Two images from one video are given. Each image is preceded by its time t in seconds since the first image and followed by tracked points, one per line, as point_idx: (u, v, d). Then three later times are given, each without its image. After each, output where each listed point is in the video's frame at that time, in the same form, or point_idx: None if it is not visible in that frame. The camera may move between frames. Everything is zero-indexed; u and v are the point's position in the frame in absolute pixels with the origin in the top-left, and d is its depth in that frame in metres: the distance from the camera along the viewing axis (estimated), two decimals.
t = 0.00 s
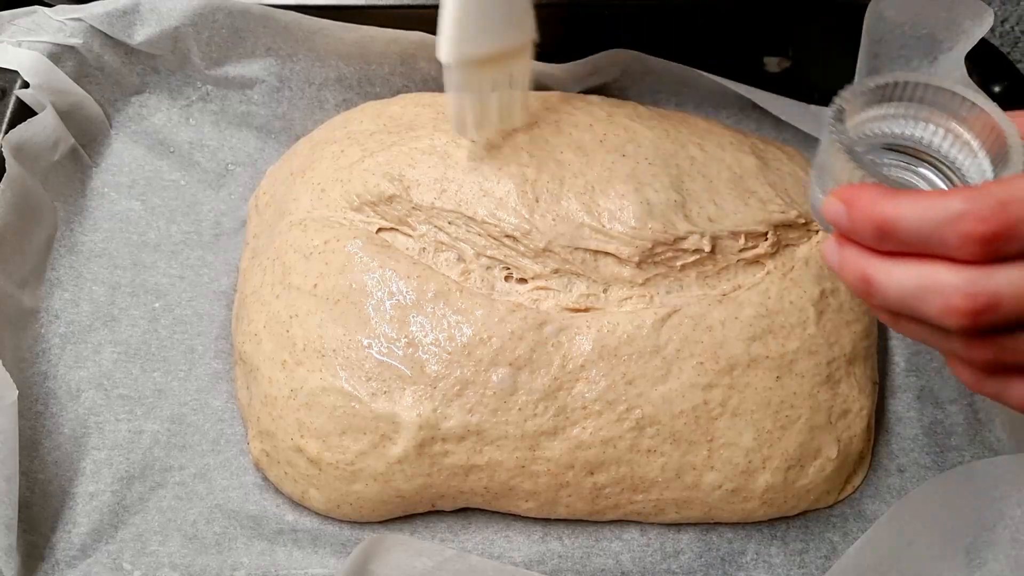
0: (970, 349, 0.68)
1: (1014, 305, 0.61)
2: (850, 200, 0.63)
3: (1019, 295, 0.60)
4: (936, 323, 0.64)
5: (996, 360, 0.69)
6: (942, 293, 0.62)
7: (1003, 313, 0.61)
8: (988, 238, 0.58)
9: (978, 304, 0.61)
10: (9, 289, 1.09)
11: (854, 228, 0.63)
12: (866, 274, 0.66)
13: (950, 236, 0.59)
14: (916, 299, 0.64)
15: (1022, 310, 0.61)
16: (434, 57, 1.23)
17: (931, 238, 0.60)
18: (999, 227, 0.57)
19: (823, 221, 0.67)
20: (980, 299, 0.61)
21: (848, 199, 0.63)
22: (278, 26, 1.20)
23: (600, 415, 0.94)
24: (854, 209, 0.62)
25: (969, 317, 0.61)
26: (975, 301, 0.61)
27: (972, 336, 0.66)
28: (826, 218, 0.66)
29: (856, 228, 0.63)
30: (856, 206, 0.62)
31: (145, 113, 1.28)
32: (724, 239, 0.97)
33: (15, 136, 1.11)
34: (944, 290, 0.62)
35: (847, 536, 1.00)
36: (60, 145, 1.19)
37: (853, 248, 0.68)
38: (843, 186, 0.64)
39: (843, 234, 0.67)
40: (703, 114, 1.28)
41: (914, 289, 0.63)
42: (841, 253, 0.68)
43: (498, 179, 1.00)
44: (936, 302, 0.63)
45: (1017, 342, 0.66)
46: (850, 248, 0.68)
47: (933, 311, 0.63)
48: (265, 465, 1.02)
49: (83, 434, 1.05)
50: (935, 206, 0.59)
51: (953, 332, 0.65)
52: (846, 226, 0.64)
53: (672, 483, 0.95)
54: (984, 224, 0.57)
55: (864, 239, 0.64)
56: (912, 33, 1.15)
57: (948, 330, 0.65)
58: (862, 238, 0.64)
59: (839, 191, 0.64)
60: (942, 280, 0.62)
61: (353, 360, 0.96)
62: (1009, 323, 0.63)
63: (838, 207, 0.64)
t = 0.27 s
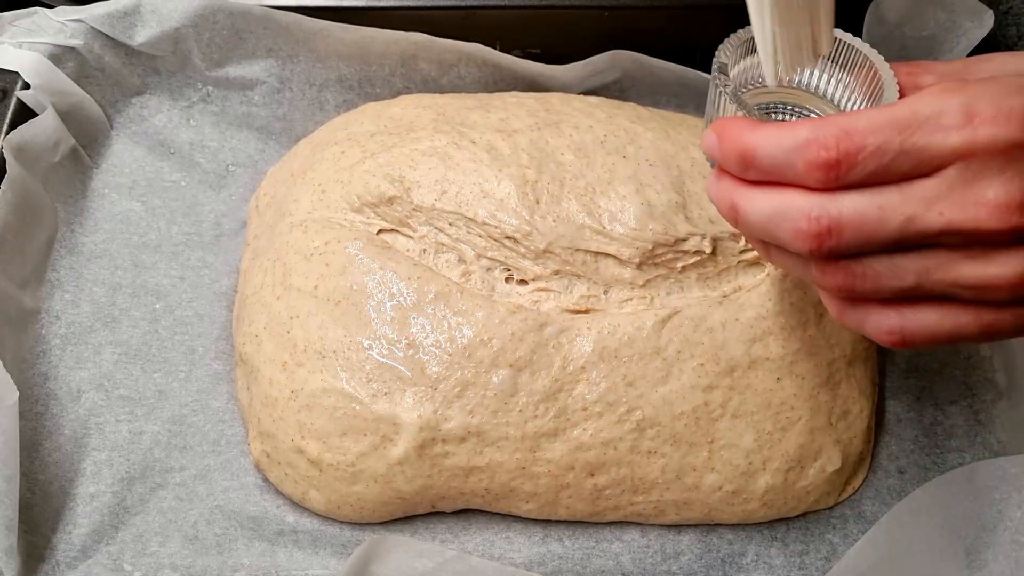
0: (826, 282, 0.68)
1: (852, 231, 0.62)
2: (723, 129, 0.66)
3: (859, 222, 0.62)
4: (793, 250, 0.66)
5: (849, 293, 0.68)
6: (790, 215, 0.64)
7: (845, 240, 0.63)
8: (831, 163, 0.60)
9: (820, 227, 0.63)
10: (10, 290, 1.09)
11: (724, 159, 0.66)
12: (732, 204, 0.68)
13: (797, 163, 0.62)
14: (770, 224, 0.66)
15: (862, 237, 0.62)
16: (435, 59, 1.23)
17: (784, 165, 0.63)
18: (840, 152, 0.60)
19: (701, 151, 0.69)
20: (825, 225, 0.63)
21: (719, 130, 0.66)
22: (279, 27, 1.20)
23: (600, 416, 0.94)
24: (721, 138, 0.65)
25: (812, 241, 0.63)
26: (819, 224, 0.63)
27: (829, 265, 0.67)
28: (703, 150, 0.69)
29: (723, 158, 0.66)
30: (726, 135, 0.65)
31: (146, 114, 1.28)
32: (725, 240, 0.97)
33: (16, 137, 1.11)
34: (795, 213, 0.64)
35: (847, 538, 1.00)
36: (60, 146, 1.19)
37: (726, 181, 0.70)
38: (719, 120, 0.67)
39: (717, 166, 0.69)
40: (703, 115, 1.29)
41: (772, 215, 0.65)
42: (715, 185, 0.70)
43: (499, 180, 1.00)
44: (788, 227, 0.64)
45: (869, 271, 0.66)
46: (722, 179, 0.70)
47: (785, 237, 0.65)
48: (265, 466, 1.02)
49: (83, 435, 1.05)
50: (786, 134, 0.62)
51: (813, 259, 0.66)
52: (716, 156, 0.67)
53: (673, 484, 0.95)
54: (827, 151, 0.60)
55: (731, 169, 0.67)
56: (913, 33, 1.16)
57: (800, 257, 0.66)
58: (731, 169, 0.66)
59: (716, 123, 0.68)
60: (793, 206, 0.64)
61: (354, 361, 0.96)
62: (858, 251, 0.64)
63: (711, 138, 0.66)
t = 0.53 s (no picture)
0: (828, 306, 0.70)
1: (852, 254, 0.64)
2: (720, 156, 0.67)
3: (859, 247, 0.64)
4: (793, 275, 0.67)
5: (850, 313, 0.70)
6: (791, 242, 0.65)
7: (845, 264, 0.65)
8: (829, 188, 0.62)
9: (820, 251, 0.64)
10: (12, 290, 1.09)
11: (723, 186, 0.67)
12: (734, 229, 0.69)
13: (797, 189, 0.63)
14: (773, 249, 0.67)
15: (862, 261, 0.64)
16: (436, 60, 1.23)
17: (784, 192, 0.64)
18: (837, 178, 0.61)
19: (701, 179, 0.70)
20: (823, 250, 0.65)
21: (718, 157, 0.67)
22: (281, 28, 1.20)
23: (601, 418, 0.94)
24: (720, 164, 0.66)
25: (813, 263, 0.65)
26: (819, 248, 0.64)
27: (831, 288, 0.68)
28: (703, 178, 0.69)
29: (721, 184, 0.67)
30: (724, 162, 0.66)
31: (147, 116, 1.28)
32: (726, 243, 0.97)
33: (18, 138, 1.11)
34: (794, 240, 0.65)
35: (848, 539, 1.00)
36: (61, 147, 1.19)
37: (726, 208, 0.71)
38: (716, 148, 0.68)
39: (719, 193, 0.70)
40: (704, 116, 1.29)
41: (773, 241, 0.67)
42: (716, 211, 0.72)
43: (500, 182, 1.00)
44: (789, 254, 0.66)
45: (868, 292, 0.68)
46: (723, 205, 0.71)
47: (786, 263, 0.67)
48: (266, 468, 1.02)
49: (84, 436, 1.05)
50: (784, 163, 0.63)
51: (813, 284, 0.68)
52: (716, 183, 0.68)
53: (673, 486, 0.95)
54: (825, 177, 0.62)
55: (731, 195, 0.68)
56: (912, 36, 1.16)
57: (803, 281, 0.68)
58: (733, 197, 0.67)
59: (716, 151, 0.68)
60: (795, 231, 0.65)
61: (355, 363, 0.96)
62: (859, 274, 0.66)
63: (711, 165, 0.67)
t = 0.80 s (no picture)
0: (957, 370, 0.75)
1: (981, 326, 0.68)
2: (836, 231, 0.71)
3: (987, 320, 0.68)
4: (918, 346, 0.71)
5: (973, 376, 0.75)
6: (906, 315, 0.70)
7: (974, 336, 0.69)
8: (956, 265, 0.66)
9: (950, 328, 0.68)
10: (10, 290, 1.09)
11: (839, 258, 0.71)
12: (852, 300, 0.73)
13: (921, 264, 0.67)
14: (897, 322, 0.71)
15: (989, 331, 0.69)
16: (435, 61, 1.23)
17: (907, 268, 0.68)
18: (964, 254, 0.65)
19: (814, 251, 0.74)
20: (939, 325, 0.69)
21: (834, 231, 0.71)
22: (279, 29, 1.20)
23: (599, 419, 0.94)
24: (839, 239, 0.70)
25: (943, 340, 0.69)
26: (949, 323, 0.68)
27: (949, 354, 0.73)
28: (816, 250, 0.73)
29: (840, 258, 0.71)
30: (840, 237, 0.70)
31: (146, 116, 1.28)
32: (724, 243, 0.98)
33: (16, 138, 1.11)
34: (909, 314, 0.70)
35: (846, 540, 1.00)
36: (59, 148, 1.19)
37: (841, 279, 0.75)
38: (827, 220, 0.72)
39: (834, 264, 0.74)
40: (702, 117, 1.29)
41: (890, 314, 0.71)
42: (830, 281, 0.76)
43: (498, 183, 1.00)
44: (910, 326, 0.70)
45: (998, 358, 0.74)
46: (838, 276, 0.75)
47: (912, 335, 0.70)
48: (264, 468, 1.02)
49: (82, 437, 1.05)
50: (908, 238, 0.67)
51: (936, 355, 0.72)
52: (832, 256, 0.72)
53: (671, 487, 0.95)
54: (951, 253, 0.65)
55: (850, 268, 0.71)
56: (912, 37, 1.16)
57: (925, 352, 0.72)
58: (849, 269, 0.71)
59: (827, 224, 0.72)
60: (920, 306, 0.69)
61: (353, 364, 0.96)
62: (981, 343, 0.70)
63: (825, 239, 0.71)
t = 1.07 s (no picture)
0: (969, 338, 0.77)
1: (997, 294, 0.70)
2: (853, 198, 0.72)
3: (1002, 288, 0.69)
4: (933, 312, 0.73)
5: (986, 347, 0.77)
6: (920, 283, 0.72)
7: (989, 303, 0.70)
8: (976, 232, 0.67)
9: (966, 294, 0.70)
10: (7, 290, 1.09)
11: (855, 224, 0.72)
12: (868, 266, 0.75)
13: (941, 232, 0.68)
14: (914, 288, 0.72)
15: (1004, 299, 0.70)
16: (433, 61, 1.23)
17: (926, 235, 0.69)
18: (985, 221, 0.66)
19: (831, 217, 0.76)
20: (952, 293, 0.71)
21: (852, 197, 0.73)
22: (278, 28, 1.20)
23: (598, 419, 0.94)
24: (856, 205, 0.72)
25: (958, 306, 0.70)
26: (963, 290, 0.70)
27: (965, 324, 0.74)
28: (832, 215, 0.75)
29: (857, 223, 0.72)
30: (859, 204, 0.72)
31: (144, 115, 1.28)
32: (723, 243, 0.98)
33: (14, 136, 1.11)
34: (921, 280, 0.72)
35: (845, 539, 1.00)
36: (58, 147, 1.19)
37: (858, 245, 0.76)
38: (846, 186, 0.74)
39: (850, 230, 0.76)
40: (701, 117, 1.29)
41: (904, 281, 0.73)
42: (846, 248, 0.77)
43: (497, 182, 1.00)
44: (923, 292, 0.72)
45: (1009, 328, 0.75)
46: (855, 243, 0.76)
47: (928, 301, 0.72)
48: (263, 468, 1.02)
49: (81, 436, 1.05)
50: (927, 204, 0.68)
51: (950, 322, 0.74)
52: (849, 222, 0.73)
53: (670, 487, 0.95)
54: (972, 220, 0.67)
55: (865, 234, 0.73)
56: (912, 37, 1.16)
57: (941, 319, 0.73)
58: (866, 235, 0.73)
59: (845, 189, 0.74)
60: (936, 273, 0.71)
61: (352, 363, 0.96)
62: (997, 312, 0.72)
63: (842, 205, 0.73)
